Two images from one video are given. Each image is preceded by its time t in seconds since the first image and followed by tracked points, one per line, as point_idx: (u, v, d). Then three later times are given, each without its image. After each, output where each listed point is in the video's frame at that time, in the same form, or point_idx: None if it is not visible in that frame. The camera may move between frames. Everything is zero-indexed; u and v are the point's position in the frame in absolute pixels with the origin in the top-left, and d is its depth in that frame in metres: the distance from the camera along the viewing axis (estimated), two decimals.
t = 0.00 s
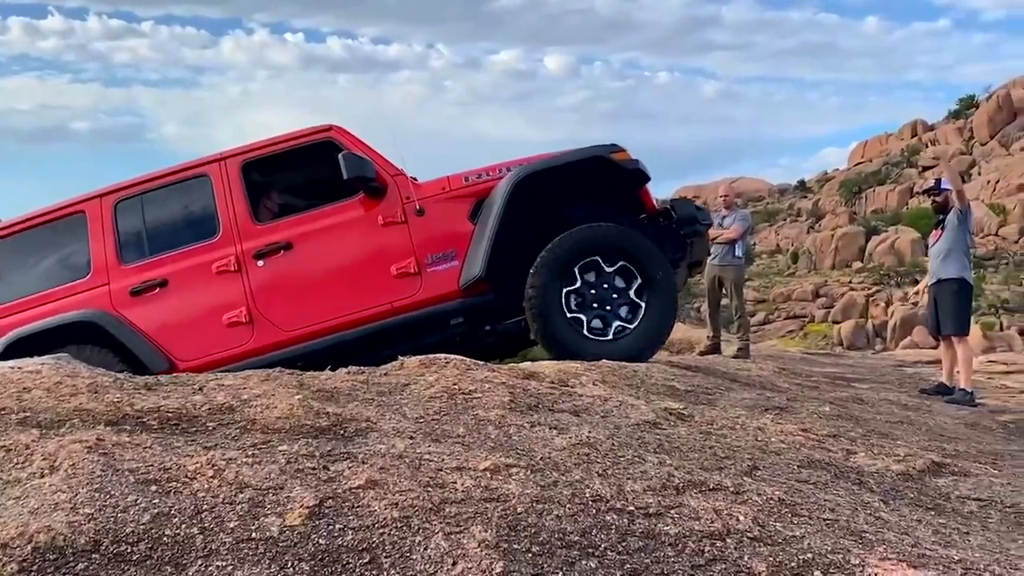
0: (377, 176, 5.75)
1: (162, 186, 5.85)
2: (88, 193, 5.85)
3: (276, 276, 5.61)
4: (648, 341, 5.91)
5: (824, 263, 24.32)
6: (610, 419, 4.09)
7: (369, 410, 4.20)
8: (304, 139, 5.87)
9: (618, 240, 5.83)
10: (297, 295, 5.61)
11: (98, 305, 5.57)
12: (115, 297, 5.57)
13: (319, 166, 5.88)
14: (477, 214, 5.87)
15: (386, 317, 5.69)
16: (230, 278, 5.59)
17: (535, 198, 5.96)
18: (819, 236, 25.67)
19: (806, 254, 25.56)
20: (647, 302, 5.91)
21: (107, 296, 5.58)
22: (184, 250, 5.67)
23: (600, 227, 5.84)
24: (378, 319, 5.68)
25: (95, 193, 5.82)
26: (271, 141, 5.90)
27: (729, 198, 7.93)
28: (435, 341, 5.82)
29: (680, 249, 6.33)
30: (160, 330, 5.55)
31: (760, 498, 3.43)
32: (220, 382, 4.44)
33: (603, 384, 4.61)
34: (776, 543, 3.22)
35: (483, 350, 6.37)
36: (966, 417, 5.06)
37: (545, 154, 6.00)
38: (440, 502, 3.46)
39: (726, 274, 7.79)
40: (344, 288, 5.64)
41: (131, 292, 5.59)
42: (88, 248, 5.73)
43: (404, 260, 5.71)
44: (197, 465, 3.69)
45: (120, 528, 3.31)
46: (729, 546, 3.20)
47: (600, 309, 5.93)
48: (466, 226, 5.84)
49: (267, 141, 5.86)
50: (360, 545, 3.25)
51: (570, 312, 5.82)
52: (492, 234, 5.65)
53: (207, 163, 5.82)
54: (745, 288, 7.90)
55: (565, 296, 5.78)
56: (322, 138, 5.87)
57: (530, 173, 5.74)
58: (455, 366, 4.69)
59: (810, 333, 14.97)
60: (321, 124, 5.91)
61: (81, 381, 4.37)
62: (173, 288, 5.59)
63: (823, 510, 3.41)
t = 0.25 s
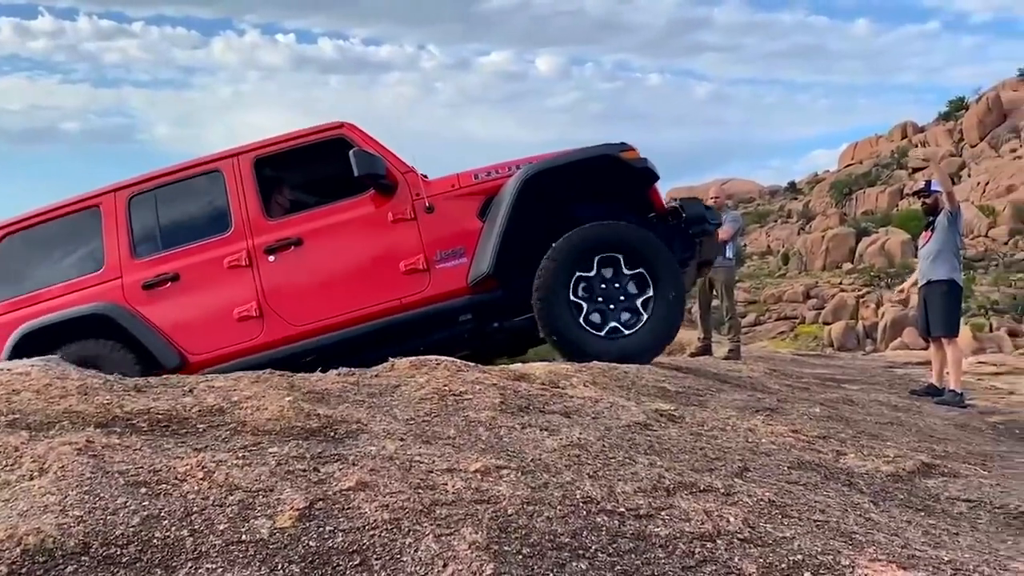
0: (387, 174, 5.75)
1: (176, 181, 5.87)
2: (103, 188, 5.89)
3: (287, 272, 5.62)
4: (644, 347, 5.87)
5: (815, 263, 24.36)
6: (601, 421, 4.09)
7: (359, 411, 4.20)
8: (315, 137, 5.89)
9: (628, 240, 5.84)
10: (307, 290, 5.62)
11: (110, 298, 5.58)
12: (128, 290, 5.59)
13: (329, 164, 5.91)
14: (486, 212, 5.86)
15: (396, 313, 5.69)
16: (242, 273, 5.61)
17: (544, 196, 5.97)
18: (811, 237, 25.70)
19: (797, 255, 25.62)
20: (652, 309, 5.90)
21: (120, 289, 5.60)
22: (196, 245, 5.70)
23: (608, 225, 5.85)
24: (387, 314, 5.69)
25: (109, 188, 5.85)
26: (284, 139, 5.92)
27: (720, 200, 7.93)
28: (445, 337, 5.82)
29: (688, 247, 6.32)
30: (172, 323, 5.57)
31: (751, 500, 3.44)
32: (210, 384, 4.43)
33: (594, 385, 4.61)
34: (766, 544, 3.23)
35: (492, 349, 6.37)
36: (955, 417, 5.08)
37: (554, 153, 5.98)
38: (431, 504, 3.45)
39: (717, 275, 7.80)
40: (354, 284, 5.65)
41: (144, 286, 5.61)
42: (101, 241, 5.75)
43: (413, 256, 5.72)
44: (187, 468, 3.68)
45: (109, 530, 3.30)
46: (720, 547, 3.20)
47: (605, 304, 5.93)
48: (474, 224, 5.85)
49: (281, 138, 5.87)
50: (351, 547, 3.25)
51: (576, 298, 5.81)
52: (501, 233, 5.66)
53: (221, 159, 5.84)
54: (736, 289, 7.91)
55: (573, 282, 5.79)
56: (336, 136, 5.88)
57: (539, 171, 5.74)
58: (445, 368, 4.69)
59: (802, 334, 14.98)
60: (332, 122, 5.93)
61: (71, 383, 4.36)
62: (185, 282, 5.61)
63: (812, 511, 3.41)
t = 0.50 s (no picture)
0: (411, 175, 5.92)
1: (211, 179, 6.06)
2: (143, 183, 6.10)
3: (313, 268, 5.80)
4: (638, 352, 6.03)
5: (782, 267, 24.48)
6: (585, 417, 4.27)
7: (356, 409, 4.39)
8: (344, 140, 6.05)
9: (639, 242, 6.02)
10: (334, 283, 5.81)
11: (147, 288, 5.81)
12: (164, 280, 5.81)
13: (357, 165, 6.07)
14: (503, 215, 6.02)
15: (418, 308, 5.87)
16: (271, 268, 5.80)
17: (560, 199, 6.14)
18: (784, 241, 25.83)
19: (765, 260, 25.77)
20: (653, 321, 6.08)
21: (157, 279, 5.82)
22: (229, 239, 5.89)
23: (619, 228, 6.03)
24: (410, 309, 5.86)
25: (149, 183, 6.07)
26: (315, 141, 6.08)
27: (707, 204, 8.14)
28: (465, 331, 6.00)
29: (694, 252, 6.48)
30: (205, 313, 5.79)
31: (727, 492, 3.62)
32: (214, 382, 4.62)
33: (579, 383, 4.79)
34: (741, 535, 3.43)
35: (511, 344, 6.54)
36: (919, 413, 5.27)
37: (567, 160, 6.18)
38: (423, 497, 3.64)
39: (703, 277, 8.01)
40: (378, 280, 5.83)
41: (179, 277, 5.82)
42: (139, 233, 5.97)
43: (436, 254, 5.88)
44: (192, 462, 3.87)
45: (118, 522, 3.49)
46: (697, 537, 3.40)
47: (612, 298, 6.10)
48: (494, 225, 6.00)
49: (311, 140, 6.04)
50: (348, 538, 3.44)
51: (589, 285, 5.98)
52: (517, 234, 5.83)
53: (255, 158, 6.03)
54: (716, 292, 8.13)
55: (587, 271, 5.96)
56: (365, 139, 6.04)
57: (556, 176, 5.90)
58: (438, 367, 4.88)
59: (777, 334, 15.19)
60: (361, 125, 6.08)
61: (81, 381, 4.54)
62: (218, 274, 5.81)
63: (785, 502, 3.59)
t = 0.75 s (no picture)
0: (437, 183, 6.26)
1: (249, 182, 6.38)
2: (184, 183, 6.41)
3: (343, 267, 6.09)
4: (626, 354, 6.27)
5: (755, 272, 24.73)
6: (567, 411, 4.57)
7: (355, 404, 4.69)
8: (373, 150, 6.41)
9: (648, 251, 6.34)
10: (362, 280, 6.09)
11: (188, 279, 6.08)
12: (201, 273, 6.08)
13: (386, 173, 6.40)
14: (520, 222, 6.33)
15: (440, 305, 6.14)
16: (304, 265, 6.08)
17: (573, 210, 6.47)
18: (753, 248, 26.09)
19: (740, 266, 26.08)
20: (646, 334, 6.38)
21: (194, 272, 6.09)
22: (264, 237, 6.18)
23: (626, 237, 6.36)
24: (432, 306, 6.14)
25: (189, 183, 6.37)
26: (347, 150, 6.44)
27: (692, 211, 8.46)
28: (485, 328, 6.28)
29: (695, 261, 6.78)
30: (241, 303, 6.04)
31: (699, 480, 3.92)
32: (223, 378, 4.92)
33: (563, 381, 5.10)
34: (712, 519, 3.70)
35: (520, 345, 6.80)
36: (876, 407, 5.59)
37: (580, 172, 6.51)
38: (419, 485, 3.92)
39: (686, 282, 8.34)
40: (404, 279, 6.12)
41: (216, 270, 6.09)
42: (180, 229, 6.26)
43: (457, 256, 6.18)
44: (203, 454, 4.16)
45: (134, 508, 3.76)
46: (672, 521, 3.68)
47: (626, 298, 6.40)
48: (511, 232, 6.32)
49: (342, 148, 6.39)
50: (348, 523, 3.70)
51: (603, 281, 6.29)
52: (535, 238, 6.13)
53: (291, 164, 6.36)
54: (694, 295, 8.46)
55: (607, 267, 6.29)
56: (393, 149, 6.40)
57: (571, 186, 6.26)
58: (432, 364, 5.18)
59: (744, 334, 15.55)
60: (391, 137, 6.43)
61: (99, 378, 4.84)
62: (253, 269, 6.08)
63: (753, 489, 3.89)
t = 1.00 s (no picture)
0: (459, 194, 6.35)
1: (276, 185, 6.46)
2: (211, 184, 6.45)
3: (368, 272, 6.20)
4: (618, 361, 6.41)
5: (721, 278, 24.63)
6: (549, 410, 4.76)
7: (346, 404, 4.88)
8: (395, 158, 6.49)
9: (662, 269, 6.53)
10: (386, 285, 6.20)
11: (215, 280, 6.15)
12: (229, 274, 6.15)
13: (408, 181, 6.48)
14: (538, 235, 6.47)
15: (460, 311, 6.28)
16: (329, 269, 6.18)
17: (588, 224, 6.63)
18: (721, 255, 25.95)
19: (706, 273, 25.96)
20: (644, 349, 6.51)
21: (222, 273, 6.16)
22: (290, 241, 6.27)
23: (642, 252, 6.52)
24: (453, 312, 6.27)
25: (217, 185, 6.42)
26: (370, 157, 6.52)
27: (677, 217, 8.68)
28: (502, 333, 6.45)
29: (702, 277, 6.96)
30: (266, 303, 6.14)
31: (673, 477, 4.11)
32: (219, 379, 5.10)
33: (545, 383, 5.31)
34: (685, 513, 3.89)
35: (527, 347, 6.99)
36: (841, 405, 5.83)
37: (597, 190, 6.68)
38: (406, 482, 4.10)
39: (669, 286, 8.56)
40: (425, 284, 6.24)
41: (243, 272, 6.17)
42: (208, 229, 6.31)
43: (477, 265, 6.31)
44: (198, 452, 4.33)
45: (133, 505, 3.93)
46: (647, 516, 3.86)
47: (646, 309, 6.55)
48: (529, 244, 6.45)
49: (367, 156, 6.47)
50: (338, 519, 3.87)
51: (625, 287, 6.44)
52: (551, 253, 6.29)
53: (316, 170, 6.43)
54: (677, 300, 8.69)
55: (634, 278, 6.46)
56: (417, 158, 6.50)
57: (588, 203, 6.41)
58: (421, 365, 5.37)
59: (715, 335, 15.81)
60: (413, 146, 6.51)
61: (99, 379, 5.01)
62: (280, 271, 6.17)
63: (725, 485, 4.08)
